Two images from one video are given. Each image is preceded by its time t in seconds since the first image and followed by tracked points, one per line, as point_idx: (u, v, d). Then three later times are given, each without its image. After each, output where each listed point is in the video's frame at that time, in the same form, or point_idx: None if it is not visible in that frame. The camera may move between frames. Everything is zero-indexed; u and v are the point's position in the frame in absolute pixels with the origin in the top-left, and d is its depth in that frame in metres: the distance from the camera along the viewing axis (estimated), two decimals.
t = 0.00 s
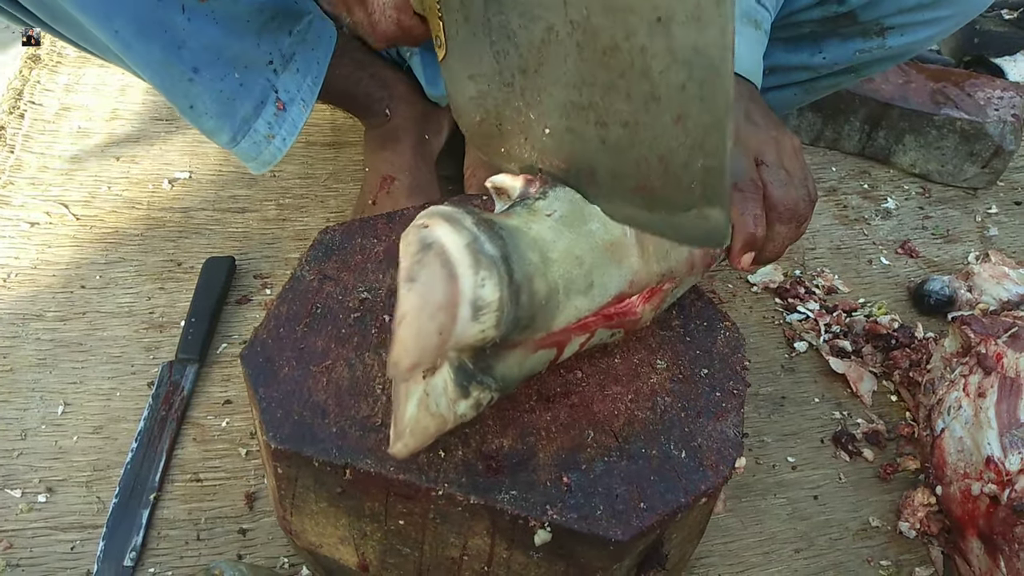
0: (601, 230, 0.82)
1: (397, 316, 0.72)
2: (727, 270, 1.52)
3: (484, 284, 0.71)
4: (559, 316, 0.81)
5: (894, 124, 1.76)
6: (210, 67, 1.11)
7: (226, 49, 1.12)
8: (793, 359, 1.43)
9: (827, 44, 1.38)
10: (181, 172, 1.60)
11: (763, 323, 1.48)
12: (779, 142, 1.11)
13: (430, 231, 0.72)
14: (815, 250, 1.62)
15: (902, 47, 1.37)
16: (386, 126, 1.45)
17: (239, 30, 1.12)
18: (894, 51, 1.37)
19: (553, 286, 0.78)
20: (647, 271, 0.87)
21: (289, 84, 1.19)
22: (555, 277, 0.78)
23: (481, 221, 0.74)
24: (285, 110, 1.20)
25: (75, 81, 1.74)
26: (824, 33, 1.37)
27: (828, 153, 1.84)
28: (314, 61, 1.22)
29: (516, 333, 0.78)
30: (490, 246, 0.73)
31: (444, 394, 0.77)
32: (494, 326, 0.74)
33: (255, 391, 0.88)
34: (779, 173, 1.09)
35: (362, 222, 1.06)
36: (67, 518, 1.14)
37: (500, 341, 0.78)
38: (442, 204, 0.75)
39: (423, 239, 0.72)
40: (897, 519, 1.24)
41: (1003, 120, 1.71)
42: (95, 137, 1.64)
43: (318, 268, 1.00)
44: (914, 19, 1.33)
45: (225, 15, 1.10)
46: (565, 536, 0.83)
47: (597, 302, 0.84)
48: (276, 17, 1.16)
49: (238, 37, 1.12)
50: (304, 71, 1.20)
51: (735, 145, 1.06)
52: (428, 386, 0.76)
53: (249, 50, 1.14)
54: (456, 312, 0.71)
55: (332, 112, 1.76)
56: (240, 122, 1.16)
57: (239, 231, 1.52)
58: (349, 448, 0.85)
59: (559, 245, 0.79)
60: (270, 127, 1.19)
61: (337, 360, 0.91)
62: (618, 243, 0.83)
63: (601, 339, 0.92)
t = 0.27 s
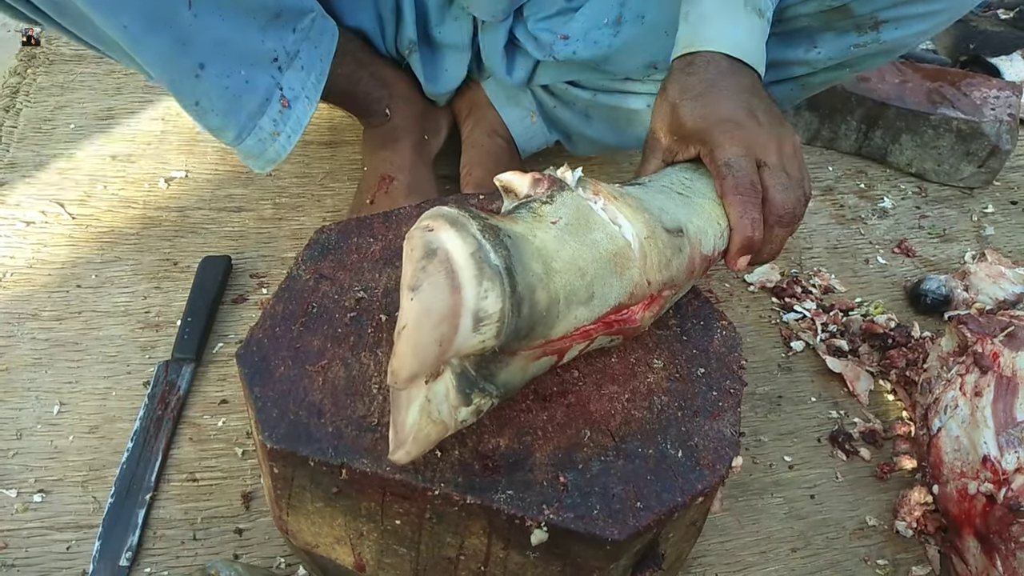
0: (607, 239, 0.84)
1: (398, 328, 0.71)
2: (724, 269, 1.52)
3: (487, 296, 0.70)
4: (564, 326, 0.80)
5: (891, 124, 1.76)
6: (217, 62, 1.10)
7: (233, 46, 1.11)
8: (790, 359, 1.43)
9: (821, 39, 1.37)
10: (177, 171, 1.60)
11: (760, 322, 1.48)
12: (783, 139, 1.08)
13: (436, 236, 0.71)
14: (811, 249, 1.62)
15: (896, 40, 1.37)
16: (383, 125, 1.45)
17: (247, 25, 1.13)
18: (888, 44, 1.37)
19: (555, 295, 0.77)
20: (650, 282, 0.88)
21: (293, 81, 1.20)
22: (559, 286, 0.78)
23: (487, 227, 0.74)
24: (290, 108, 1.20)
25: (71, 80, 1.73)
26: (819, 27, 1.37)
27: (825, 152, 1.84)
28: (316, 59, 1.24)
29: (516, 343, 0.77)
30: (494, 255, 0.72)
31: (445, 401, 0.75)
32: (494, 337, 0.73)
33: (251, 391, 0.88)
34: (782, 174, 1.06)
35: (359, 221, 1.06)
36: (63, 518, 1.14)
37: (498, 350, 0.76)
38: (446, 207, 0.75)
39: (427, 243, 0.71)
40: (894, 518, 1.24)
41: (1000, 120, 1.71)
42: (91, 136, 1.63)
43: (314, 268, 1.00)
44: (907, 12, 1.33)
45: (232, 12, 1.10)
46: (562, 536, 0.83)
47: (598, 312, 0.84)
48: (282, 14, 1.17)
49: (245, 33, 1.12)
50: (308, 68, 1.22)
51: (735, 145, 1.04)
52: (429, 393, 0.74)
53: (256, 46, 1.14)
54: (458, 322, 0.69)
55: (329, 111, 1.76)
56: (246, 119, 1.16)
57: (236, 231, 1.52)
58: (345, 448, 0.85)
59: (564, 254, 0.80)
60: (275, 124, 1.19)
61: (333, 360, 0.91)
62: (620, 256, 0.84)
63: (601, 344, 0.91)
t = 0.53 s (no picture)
0: (609, 238, 0.84)
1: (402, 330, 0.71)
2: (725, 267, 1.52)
3: (490, 297, 0.70)
4: (567, 325, 0.80)
5: (892, 121, 1.75)
6: (205, 60, 1.10)
7: (222, 42, 1.11)
8: (791, 356, 1.42)
9: (825, 45, 1.38)
10: (177, 168, 1.59)
11: (760, 320, 1.47)
12: (783, 133, 1.07)
13: (439, 237, 0.71)
14: (812, 247, 1.62)
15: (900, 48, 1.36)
16: (383, 122, 1.44)
17: (238, 23, 1.12)
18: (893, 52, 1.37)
19: (558, 296, 0.77)
20: (651, 281, 0.88)
21: (284, 79, 1.19)
22: (562, 287, 0.78)
23: (489, 227, 0.74)
24: (280, 106, 1.20)
25: (70, 77, 1.73)
26: (823, 34, 1.37)
27: (826, 150, 1.83)
28: (310, 56, 1.24)
29: (520, 342, 0.76)
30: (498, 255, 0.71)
31: (449, 400, 0.76)
32: (498, 338, 0.72)
33: (251, 388, 0.88)
34: (783, 167, 1.05)
35: (358, 219, 1.06)
36: (63, 516, 1.14)
37: (502, 350, 0.76)
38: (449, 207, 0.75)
39: (431, 244, 0.71)
40: (894, 516, 1.24)
41: (1001, 117, 1.71)
42: (90, 133, 1.63)
43: (313, 265, 1.00)
44: (913, 20, 1.32)
45: (223, 9, 1.10)
46: (563, 534, 0.83)
47: (599, 311, 0.83)
48: (274, 12, 1.17)
49: (236, 31, 1.12)
50: (300, 66, 1.21)
51: (735, 139, 1.04)
52: (433, 393, 0.76)
53: (247, 44, 1.14)
54: (461, 324, 0.69)
55: (329, 108, 1.75)
56: (235, 116, 1.16)
57: (235, 228, 1.51)
58: (345, 445, 0.84)
59: (566, 254, 0.79)
60: (264, 122, 1.18)
61: (333, 357, 0.91)
62: (621, 256, 0.84)
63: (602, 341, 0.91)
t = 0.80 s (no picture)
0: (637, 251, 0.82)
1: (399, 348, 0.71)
2: (724, 265, 1.52)
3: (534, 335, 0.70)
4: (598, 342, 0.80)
5: (891, 119, 1.75)
6: (228, 71, 1.10)
7: (243, 53, 1.10)
8: (790, 355, 1.42)
9: (829, 44, 1.35)
10: (175, 167, 1.59)
11: (760, 319, 1.47)
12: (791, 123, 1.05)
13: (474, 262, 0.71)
14: (811, 245, 1.62)
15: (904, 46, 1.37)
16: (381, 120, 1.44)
17: (254, 31, 1.11)
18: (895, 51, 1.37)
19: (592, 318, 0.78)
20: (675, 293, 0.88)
21: (303, 87, 1.17)
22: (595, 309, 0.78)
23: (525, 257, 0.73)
24: (301, 113, 1.18)
25: (69, 75, 1.72)
26: (828, 32, 1.34)
27: (825, 148, 1.83)
28: (327, 63, 1.19)
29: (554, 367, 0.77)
30: (557, 240, 0.52)
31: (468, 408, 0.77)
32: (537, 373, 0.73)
33: (237, 397, 0.88)
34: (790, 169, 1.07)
35: (345, 221, 1.06)
36: (61, 514, 1.14)
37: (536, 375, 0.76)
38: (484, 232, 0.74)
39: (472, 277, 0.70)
40: (894, 514, 1.24)
41: (1000, 116, 1.71)
42: (89, 131, 1.63)
43: (299, 270, 1.00)
44: (918, 20, 1.33)
45: (240, 19, 1.09)
46: (554, 534, 0.83)
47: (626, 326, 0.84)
48: (289, 18, 1.13)
49: (253, 40, 1.11)
50: (318, 72, 1.18)
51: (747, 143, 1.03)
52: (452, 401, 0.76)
53: (263, 53, 1.12)
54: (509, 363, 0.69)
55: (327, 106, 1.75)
56: (258, 126, 1.15)
57: (234, 226, 1.51)
58: (332, 452, 0.84)
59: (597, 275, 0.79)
60: (287, 130, 1.17)
61: (319, 363, 0.90)
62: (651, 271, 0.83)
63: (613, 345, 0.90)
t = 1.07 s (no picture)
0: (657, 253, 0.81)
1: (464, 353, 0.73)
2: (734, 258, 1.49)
3: (576, 345, 0.69)
4: (626, 348, 0.78)
5: (894, 118, 1.75)
6: (216, 60, 1.11)
7: (233, 41, 1.12)
8: (794, 354, 1.42)
9: (830, 46, 1.35)
10: (179, 168, 1.59)
11: (763, 319, 1.47)
12: (798, 133, 1.10)
13: (509, 283, 0.68)
14: (815, 244, 1.61)
15: (905, 49, 1.37)
16: (385, 121, 1.44)
17: (247, 22, 1.13)
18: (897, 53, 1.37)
19: (625, 324, 0.76)
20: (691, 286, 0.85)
21: (292, 78, 1.20)
22: (626, 313, 0.76)
23: (553, 269, 0.71)
24: (288, 104, 1.20)
25: (72, 77, 1.73)
26: (830, 34, 1.34)
27: (828, 148, 1.83)
28: (317, 55, 1.23)
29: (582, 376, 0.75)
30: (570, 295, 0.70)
31: (490, 410, 0.73)
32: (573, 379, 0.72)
33: (250, 391, 0.88)
34: (799, 169, 1.08)
35: (354, 219, 1.05)
36: (66, 515, 1.14)
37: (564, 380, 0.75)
38: (506, 248, 0.71)
39: (507, 293, 0.67)
40: (898, 514, 1.24)
41: (1004, 114, 1.70)
42: (92, 133, 1.63)
43: (311, 266, 1.00)
44: (920, 22, 1.33)
45: (231, 8, 1.10)
46: (566, 532, 0.83)
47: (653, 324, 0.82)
48: (283, 10, 1.17)
49: (246, 30, 1.13)
50: (308, 64, 1.22)
51: (758, 141, 1.04)
52: (474, 403, 0.73)
53: (257, 43, 1.15)
54: (556, 374, 0.68)
55: (331, 107, 1.75)
56: (244, 115, 1.16)
57: (237, 227, 1.51)
58: (347, 448, 0.85)
59: (625, 278, 0.77)
60: (273, 121, 1.19)
61: (332, 359, 0.91)
62: (670, 267, 0.82)
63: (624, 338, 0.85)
